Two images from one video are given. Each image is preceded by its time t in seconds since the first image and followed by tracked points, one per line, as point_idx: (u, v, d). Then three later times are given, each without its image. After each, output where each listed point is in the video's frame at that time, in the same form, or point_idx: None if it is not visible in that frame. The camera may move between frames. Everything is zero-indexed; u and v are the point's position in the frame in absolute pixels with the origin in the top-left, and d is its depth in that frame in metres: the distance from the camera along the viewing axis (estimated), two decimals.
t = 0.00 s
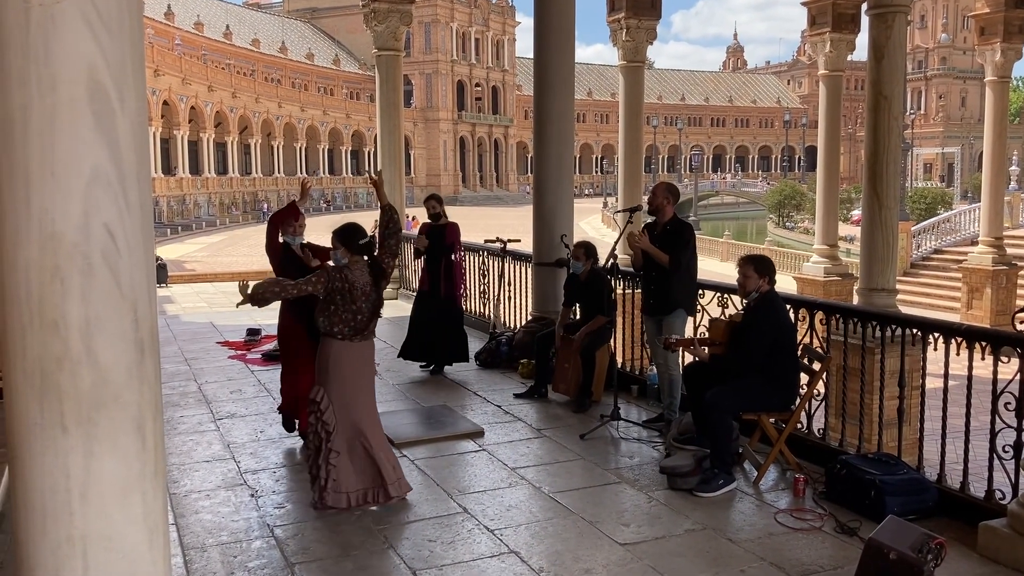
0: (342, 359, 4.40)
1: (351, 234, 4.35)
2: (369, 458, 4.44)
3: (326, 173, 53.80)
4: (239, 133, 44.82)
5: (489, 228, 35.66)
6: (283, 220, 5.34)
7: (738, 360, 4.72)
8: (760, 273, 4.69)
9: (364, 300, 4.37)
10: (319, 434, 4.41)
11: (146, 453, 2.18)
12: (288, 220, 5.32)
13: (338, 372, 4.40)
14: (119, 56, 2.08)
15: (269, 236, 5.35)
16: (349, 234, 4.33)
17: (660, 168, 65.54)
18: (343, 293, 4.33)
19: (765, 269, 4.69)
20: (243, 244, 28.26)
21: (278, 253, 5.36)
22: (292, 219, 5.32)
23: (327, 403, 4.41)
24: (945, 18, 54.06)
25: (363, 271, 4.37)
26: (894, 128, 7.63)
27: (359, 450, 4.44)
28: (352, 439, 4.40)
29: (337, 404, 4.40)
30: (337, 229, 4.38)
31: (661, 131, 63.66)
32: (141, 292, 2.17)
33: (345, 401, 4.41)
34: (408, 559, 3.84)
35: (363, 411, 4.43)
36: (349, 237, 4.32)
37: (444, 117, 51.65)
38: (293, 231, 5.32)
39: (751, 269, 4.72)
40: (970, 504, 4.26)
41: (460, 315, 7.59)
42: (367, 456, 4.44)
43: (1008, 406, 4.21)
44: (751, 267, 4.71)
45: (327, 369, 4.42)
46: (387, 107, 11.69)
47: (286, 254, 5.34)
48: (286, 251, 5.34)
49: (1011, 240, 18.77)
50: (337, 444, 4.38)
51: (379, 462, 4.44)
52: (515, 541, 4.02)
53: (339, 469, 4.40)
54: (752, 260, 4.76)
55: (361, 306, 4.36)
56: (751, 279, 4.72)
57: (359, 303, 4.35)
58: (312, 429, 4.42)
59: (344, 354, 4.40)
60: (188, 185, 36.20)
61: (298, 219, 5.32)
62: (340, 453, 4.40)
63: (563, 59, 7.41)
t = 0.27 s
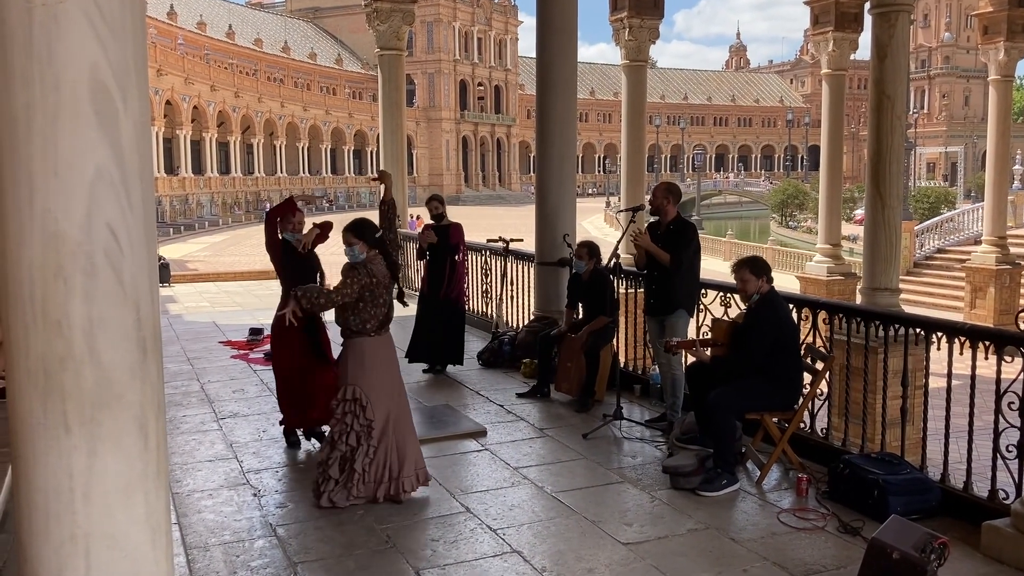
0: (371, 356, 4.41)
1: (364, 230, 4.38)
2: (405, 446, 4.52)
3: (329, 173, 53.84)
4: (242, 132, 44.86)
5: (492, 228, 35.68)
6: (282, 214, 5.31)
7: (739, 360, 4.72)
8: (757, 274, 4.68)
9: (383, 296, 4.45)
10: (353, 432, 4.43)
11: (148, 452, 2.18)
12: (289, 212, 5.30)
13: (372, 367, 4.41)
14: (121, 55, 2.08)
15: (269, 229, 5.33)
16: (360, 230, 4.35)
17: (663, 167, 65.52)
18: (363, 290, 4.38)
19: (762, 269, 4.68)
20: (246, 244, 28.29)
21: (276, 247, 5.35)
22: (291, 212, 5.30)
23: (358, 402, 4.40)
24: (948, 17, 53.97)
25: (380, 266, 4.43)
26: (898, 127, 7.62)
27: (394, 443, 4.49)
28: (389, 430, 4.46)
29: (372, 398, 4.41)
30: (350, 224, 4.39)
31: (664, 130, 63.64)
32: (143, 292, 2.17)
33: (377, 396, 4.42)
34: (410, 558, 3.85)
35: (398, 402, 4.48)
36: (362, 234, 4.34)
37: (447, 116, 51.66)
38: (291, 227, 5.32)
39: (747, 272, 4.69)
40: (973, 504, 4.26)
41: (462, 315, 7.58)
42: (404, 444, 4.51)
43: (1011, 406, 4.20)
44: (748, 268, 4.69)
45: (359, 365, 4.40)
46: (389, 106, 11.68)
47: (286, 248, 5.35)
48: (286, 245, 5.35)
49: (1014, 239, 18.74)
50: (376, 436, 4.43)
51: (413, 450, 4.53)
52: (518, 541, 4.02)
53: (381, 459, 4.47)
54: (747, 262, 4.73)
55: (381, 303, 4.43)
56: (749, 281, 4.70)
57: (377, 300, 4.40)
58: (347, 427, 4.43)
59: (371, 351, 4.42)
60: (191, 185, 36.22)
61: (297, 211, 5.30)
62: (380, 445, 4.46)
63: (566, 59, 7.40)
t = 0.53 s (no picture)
0: (389, 352, 4.38)
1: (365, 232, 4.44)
2: (418, 439, 4.53)
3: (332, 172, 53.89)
4: (245, 132, 44.91)
5: (495, 228, 35.69)
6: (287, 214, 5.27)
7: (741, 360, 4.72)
8: (754, 275, 4.68)
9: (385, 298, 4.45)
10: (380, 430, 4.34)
11: (152, 451, 2.19)
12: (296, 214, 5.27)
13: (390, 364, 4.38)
14: (124, 54, 2.09)
15: (274, 232, 5.32)
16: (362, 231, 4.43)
17: (665, 167, 65.49)
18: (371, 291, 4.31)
19: (759, 271, 4.67)
20: (249, 243, 28.34)
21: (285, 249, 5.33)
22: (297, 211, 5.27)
23: (381, 398, 4.34)
24: (951, 16, 53.86)
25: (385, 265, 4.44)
26: (900, 127, 7.61)
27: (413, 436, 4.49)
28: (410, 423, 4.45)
29: (395, 393, 4.38)
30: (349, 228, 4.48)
31: (667, 130, 63.62)
32: (146, 291, 2.17)
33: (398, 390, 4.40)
34: (413, 558, 3.85)
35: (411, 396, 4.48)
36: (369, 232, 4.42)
37: (449, 116, 51.68)
38: (296, 230, 5.30)
39: (744, 274, 4.69)
40: (976, 503, 4.25)
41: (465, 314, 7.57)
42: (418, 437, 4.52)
43: (1013, 406, 4.19)
44: (745, 270, 4.69)
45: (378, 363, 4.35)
46: (392, 105, 11.67)
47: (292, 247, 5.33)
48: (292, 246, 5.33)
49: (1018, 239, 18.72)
50: (401, 431, 4.39)
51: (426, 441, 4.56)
52: (520, 540, 4.02)
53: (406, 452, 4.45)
54: (743, 263, 4.74)
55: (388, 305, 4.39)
56: (747, 284, 4.70)
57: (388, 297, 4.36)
58: (373, 426, 4.33)
59: (388, 347, 4.38)
60: (194, 184, 36.26)
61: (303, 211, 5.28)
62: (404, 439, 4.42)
63: (568, 57, 7.39)
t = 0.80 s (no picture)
0: (374, 352, 4.35)
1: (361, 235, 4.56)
2: (408, 440, 4.40)
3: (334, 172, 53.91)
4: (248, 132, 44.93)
5: (497, 227, 35.69)
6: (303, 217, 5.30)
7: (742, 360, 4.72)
8: (748, 280, 4.66)
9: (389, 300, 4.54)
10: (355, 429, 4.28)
11: (155, 451, 2.19)
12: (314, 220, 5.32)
13: (375, 365, 4.34)
14: (128, 54, 2.09)
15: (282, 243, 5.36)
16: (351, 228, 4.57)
17: (668, 166, 65.45)
18: (373, 289, 4.40)
19: (753, 274, 4.66)
20: (252, 243, 28.35)
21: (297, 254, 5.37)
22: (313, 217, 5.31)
23: (359, 396, 4.29)
24: (954, 15, 53.77)
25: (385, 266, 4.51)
26: (903, 126, 7.61)
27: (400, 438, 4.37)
28: (393, 426, 4.33)
29: (376, 395, 4.31)
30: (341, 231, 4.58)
31: (669, 129, 63.59)
32: (150, 291, 2.17)
33: (381, 390, 4.34)
34: (416, 557, 3.85)
35: (399, 400, 4.40)
36: (359, 231, 4.52)
37: (452, 115, 51.69)
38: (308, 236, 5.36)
39: (740, 279, 4.67)
40: (978, 503, 4.25)
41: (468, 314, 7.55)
42: (407, 440, 4.39)
43: (1016, 405, 4.19)
44: (739, 274, 4.67)
45: (363, 364, 4.33)
46: (394, 105, 11.68)
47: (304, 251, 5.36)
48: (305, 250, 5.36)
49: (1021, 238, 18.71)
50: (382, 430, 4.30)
51: (418, 443, 4.42)
52: (523, 540, 4.02)
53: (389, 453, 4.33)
54: (737, 268, 4.72)
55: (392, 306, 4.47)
56: (744, 289, 4.68)
57: (384, 295, 4.43)
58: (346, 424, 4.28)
59: (375, 348, 4.36)
60: (197, 183, 36.28)
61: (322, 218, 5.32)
62: (386, 442, 4.32)
63: (570, 56, 7.39)
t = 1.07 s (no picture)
0: (350, 355, 4.40)
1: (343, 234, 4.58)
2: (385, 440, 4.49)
3: (336, 171, 53.92)
4: (249, 131, 44.94)
5: (499, 226, 35.68)
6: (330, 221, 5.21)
7: (744, 361, 4.71)
8: (744, 285, 4.66)
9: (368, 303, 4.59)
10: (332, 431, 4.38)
11: (159, 450, 2.19)
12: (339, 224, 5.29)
13: (351, 370, 4.39)
14: (131, 53, 2.09)
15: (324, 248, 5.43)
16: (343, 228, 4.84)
17: (669, 165, 65.41)
18: (348, 289, 4.36)
19: (747, 279, 4.66)
20: (254, 242, 28.33)
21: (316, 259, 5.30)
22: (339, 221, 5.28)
23: (334, 399, 4.37)
24: (957, 14, 53.73)
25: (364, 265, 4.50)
26: (905, 125, 7.60)
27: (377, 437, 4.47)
28: (369, 430, 4.42)
29: (352, 397, 4.39)
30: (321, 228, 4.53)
31: (671, 128, 63.55)
32: (153, 290, 2.18)
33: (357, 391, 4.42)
34: (419, 556, 3.86)
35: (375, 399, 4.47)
36: (335, 230, 4.44)
37: (453, 114, 51.69)
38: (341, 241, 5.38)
39: (735, 285, 4.66)
40: (982, 502, 4.24)
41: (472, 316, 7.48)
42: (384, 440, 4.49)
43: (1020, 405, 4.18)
44: (733, 280, 4.66)
45: (337, 368, 4.38)
46: (396, 104, 11.67)
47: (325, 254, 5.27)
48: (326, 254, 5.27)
49: None
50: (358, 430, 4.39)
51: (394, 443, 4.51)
52: (526, 539, 4.02)
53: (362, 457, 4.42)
54: (731, 275, 4.70)
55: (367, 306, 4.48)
56: (740, 293, 4.67)
57: (361, 294, 4.39)
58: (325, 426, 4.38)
59: (351, 350, 4.40)
60: (199, 183, 36.34)
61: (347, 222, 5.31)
62: (362, 442, 4.42)
63: (572, 56, 7.40)
